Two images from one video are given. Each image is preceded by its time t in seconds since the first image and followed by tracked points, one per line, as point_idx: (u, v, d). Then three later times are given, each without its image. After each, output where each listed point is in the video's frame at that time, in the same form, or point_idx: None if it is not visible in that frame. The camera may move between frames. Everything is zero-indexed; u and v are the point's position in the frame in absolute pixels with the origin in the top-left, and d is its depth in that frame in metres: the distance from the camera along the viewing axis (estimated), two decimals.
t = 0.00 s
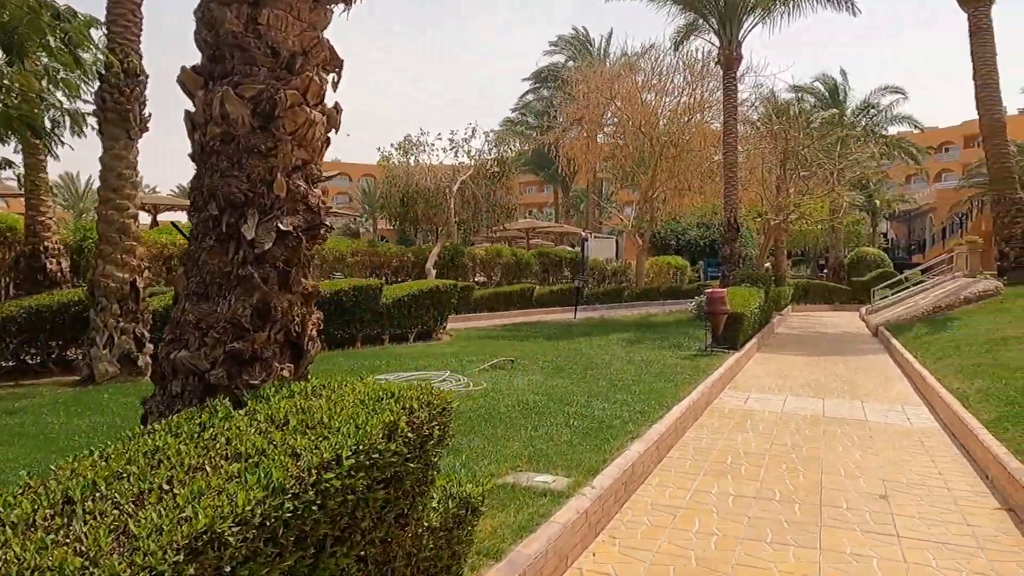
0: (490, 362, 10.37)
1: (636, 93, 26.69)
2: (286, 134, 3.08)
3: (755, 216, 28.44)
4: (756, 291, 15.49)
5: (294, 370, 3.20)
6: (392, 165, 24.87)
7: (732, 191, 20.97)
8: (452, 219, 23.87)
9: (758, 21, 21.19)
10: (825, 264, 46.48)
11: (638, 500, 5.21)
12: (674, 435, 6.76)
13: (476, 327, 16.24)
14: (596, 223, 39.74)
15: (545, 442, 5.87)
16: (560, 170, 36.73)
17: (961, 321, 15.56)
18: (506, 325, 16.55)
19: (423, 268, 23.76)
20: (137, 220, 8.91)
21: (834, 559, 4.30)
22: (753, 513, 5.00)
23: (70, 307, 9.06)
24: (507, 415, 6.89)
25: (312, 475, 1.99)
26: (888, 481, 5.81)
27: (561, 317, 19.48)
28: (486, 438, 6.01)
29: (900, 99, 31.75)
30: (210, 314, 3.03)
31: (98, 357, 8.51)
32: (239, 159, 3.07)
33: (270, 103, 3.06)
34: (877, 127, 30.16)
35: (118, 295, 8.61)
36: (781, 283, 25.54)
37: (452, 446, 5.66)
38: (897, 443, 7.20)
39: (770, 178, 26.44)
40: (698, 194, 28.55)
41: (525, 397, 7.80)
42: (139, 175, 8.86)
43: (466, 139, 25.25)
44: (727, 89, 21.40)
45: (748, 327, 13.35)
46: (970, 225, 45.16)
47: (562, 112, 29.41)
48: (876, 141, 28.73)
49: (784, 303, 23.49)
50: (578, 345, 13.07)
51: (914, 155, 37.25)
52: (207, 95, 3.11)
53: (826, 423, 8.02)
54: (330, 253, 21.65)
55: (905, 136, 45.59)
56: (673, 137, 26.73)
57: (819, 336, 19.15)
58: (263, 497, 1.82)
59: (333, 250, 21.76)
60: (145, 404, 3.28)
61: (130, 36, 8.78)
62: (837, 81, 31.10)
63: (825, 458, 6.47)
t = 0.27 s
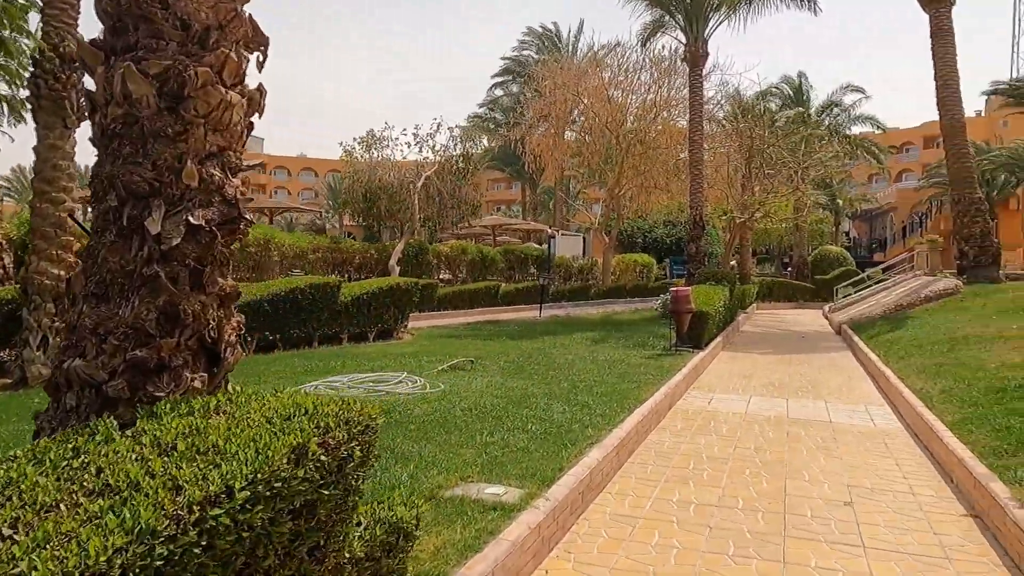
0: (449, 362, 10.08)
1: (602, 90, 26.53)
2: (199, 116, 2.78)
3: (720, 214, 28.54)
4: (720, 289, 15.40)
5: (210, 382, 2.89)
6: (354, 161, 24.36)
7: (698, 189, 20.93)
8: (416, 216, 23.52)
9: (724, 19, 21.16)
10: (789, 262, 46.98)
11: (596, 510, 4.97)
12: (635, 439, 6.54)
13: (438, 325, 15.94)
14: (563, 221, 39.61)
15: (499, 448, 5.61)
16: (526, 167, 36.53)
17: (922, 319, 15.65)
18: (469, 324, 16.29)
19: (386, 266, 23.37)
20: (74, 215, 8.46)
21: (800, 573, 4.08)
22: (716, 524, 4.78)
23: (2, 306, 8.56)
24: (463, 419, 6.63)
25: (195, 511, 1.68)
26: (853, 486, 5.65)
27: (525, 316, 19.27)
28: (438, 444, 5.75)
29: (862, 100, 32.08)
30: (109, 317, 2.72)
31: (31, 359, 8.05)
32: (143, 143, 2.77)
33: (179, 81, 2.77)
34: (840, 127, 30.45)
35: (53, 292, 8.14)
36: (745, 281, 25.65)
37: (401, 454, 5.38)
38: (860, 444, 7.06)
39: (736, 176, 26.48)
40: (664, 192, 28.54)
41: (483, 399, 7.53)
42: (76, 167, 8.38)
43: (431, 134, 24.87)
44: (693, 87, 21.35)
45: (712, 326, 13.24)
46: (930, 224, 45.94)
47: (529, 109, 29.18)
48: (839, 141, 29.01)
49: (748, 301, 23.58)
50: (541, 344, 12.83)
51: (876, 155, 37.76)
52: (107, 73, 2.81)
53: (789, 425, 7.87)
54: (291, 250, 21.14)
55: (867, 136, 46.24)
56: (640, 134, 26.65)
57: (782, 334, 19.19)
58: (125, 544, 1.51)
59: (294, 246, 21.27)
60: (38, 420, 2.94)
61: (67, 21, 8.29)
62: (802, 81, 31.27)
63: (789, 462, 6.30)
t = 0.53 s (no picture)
0: (408, 362, 9.74)
1: (569, 87, 26.31)
2: (97, 84, 2.64)
3: (685, 213, 28.55)
4: (685, 288, 15.27)
5: (112, 384, 2.80)
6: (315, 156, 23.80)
7: (664, 187, 20.84)
8: (379, 212, 23.06)
9: (690, 17, 21.05)
10: (752, 261, 47.38)
11: (555, 519, 4.70)
12: (598, 442, 6.29)
13: (400, 324, 15.57)
14: (529, 218, 39.37)
15: (454, 453, 5.33)
16: (493, 163, 36.19)
17: (884, 318, 15.71)
18: (431, 322, 15.93)
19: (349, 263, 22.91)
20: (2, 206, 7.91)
21: None
22: (681, 534, 4.54)
23: None
24: (418, 422, 6.33)
25: (43, 554, 1.61)
26: (820, 491, 5.47)
27: (489, 314, 18.97)
28: (389, 449, 5.46)
29: (825, 100, 32.36)
30: None
31: None
32: (33, 118, 2.60)
33: (72, 45, 2.61)
34: (804, 128, 30.66)
35: None
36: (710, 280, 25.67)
37: (349, 461, 5.08)
38: (827, 446, 6.90)
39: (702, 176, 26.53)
40: (630, 190, 28.45)
41: (440, 400, 7.23)
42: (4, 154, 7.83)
43: (395, 129, 24.42)
44: (660, 86, 21.26)
45: (677, 325, 13.08)
46: (889, 225, 46.68)
47: (494, 105, 28.84)
48: (803, 141, 29.20)
49: (713, 300, 23.57)
50: (504, 344, 12.55)
51: (838, 156, 38.16)
52: None
53: (755, 426, 7.69)
54: (249, 245, 20.59)
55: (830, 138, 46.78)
56: (606, 133, 26.57)
57: (746, 333, 19.20)
58: None
59: (252, 242, 20.72)
60: None
61: None
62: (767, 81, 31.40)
63: (754, 465, 6.11)
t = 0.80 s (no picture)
0: (369, 364, 9.40)
1: (538, 84, 26.05)
2: None
3: (654, 212, 28.49)
4: (653, 287, 15.08)
5: None
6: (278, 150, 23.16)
7: (633, 185, 20.70)
8: (344, 208, 22.58)
9: (660, 14, 20.90)
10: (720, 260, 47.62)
11: (517, 537, 4.41)
12: (563, 451, 6.03)
13: (362, 324, 15.18)
14: (498, 216, 39.04)
15: (410, 466, 5.04)
16: (462, 160, 35.77)
17: (850, 318, 15.71)
18: (396, 322, 15.55)
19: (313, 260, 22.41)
20: None
21: None
22: (649, 551, 4.29)
23: None
24: (376, 431, 6.00)
25: None
26: (794, 501, 5.26)
27: (456, 314, 18.64)
28: (340, 461, 5.14)
29: (793, 101, 32.51)
30: None
31: None
32: None
33: None
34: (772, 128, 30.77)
35: None
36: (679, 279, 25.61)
37: (295, 474, 4.76)
38: (799, 452, 6.70)
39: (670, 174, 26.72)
40: (599, 188, 28.30)
41: (399, 406, 6.90)
42: None
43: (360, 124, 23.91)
44: (629, 84, 21.11)
45: (646, 325, 12.89)
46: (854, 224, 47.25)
47: (463, 101, 28.45)
48: (771, 141, 29.28)
49: (681, 299, 23.50)
50: (470, 345, 12.24)
51: (805, 156, 38.46)
52: None
53: (725, 431, 7.49)
54: (208, 242, 20.03)
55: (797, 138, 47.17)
56: (576, 131, 26.50)
57: (714, 332, 19.14)
58: None
59: (211, 238, 20.14)
60: None
61: None
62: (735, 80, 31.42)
63: (727, 475, 5.88)
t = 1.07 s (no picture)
0: (325, 363, 9.02)
1: (507, 79, 25.73)
2: None
3: (622, 210, 28.39)
4: (621, 285, 14.88)
5: None
6: (238, 142, 22.50)
7: (601, 183, 20.50)
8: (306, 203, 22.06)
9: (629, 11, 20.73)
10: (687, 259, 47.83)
11: (473, 551, 4.11)
12: (525, 455, 5.75)
13: (322, 321, 14.74)
14: (466, 213, 38.68)
15: (360, 475, 4.71)
16: (429, 156, 35.32)
17: (816, 318, 15.69)
18: (358, 320, 15.16)
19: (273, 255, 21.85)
20: None
21: None
22: (614, 566, 4.02)
23: None
24: (326, 435, 5.66)
25: None
26: (764, 509, 5.04)
27: (420, 311, 18.27)
28: (285, 469, 4.80)
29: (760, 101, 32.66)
30: None
31: None
32: None
33: None
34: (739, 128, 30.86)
35: None
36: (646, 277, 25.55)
37: (234, 485, 4.40)
38: (767, 456, 6.52)
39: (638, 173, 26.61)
40: (567, 185, 28.12)
41: (353, 409, 6.55)
42: None
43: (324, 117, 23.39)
44: (597, 81, 20.92)
45: (613, 323, 12.68)
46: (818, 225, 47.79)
47: (430, 95, 28.02)
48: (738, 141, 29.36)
49: (648, 297, 23.41)
50: (432, 343, 11.92)
51: (772, 156, 38.72)
52: None
53: (692, 433, 7.28)
54: (164, 236, 19.40)
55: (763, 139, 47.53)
56: (543, 128, 26.31)
57: (681, 331, 19.03)
58: None
59: (168, 232, 19.52)
60: None
61: None
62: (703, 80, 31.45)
63: (694, 481, 5.65)
